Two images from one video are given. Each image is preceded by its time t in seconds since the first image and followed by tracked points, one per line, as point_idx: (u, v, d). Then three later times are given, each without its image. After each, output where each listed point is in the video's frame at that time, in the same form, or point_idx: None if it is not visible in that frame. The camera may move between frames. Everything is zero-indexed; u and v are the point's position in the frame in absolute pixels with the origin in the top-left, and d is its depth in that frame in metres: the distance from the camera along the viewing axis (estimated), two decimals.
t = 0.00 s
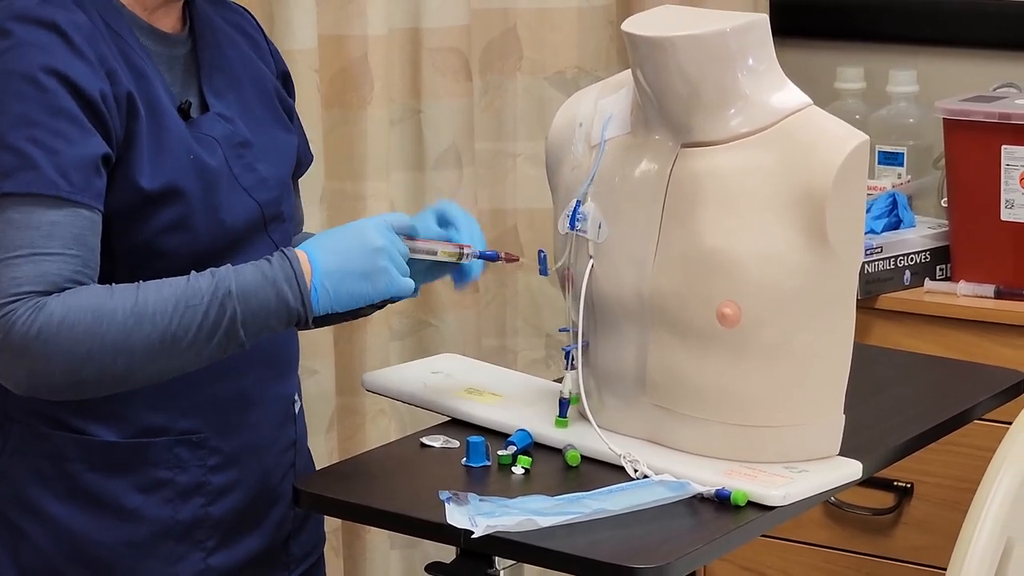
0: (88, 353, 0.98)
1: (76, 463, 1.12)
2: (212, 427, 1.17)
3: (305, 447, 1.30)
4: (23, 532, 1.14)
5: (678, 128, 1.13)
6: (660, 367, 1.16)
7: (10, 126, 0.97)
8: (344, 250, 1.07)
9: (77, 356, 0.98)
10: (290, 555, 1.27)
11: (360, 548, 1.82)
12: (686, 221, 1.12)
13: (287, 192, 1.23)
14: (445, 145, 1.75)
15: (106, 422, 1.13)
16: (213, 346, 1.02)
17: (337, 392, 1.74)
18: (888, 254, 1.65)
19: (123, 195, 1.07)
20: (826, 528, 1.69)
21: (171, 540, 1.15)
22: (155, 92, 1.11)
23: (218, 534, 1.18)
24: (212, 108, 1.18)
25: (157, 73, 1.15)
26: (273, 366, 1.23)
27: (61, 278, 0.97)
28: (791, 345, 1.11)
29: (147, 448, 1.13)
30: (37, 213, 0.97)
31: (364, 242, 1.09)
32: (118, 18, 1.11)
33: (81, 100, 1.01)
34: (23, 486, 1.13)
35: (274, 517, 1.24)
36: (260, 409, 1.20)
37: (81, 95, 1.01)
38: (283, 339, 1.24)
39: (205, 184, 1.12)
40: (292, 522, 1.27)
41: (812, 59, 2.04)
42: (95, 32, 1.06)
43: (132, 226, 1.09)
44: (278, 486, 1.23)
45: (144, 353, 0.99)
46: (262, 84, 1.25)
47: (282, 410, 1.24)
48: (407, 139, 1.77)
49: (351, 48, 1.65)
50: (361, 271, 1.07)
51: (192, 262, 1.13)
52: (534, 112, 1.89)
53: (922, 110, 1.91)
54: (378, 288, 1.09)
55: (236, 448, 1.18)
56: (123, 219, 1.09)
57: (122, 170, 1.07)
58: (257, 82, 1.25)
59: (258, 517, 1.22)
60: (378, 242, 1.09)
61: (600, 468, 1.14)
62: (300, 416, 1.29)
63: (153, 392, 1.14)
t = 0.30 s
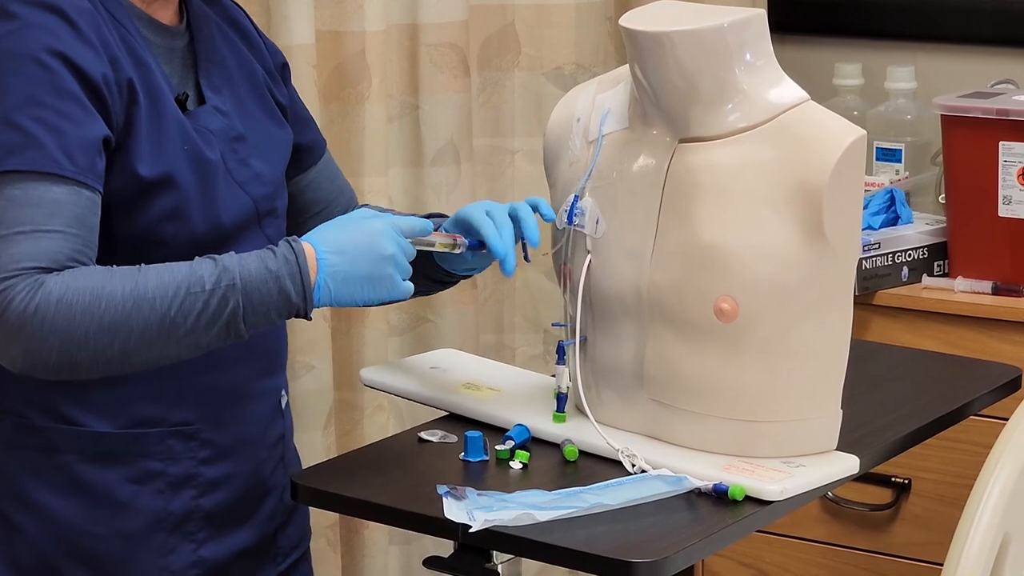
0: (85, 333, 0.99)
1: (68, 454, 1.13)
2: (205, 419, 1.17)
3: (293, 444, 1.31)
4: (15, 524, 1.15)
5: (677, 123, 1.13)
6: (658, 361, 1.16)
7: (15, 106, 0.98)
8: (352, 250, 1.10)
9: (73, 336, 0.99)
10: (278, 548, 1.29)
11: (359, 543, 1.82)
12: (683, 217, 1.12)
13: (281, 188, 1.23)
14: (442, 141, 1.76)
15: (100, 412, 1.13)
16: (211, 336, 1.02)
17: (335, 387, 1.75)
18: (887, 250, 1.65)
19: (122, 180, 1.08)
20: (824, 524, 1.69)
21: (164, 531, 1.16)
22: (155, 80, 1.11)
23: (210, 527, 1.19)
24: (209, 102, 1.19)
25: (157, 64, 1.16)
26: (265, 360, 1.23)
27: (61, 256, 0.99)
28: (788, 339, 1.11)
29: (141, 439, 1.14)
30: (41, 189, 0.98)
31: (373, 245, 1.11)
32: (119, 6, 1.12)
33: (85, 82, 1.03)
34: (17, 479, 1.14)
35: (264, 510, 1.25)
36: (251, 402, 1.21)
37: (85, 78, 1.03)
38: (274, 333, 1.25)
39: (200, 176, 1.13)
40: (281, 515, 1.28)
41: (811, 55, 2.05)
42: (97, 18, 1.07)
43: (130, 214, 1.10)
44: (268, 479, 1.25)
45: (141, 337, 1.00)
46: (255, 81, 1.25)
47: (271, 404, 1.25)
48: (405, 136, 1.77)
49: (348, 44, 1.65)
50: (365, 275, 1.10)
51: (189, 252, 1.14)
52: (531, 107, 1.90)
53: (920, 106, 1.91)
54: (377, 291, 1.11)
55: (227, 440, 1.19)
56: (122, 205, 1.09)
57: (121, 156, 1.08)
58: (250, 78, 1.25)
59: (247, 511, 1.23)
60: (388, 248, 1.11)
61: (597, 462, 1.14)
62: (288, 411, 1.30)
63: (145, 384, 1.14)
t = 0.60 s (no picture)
0: (86, 306, 0.99)
1: (55, 445, 1.14)
2: (195, 411, 1.18)
3: (290, 436, 1.31)
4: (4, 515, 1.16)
5: (676, 116, 1.13)
6: (657, 355, 1.16)
7: (5, 93, 0.99)
8: (360, 248, 1.09)
9: (74, 309, 0.99)
10: (272, 542, 1.29)
11: (358, 537, 1.82)
12: (682, 210, 1.12)
13: (274, 182, 1.23)
14: (441, 135, 1.76)
15: (85, 403, 1.14)
16: (213, 310, 1.02)
17: (333, 381, 1.75)
18: (886, 244, 1.65)
19: (112, 171, 1.09)
20: (822, 518, 1.70)
21: (151, 522, 1.17)
22: (145, 72, 1.12)
23: (197, 520, 1.20)
24: (200, 96, 1.19)
25: (149, 58, 1.16)
26: (257, 353, 1.24)
27: (59, 232, 1.00)
28: (785, 332, 1.11)
29: (127, 430, 1.14)
30: (36, 167, 0.99)
31: (382, 249, 1.10)
32: None
33: (74, 70, 1.04)
34: (6, 473, 1.16)
35: (255, 503, 1.25)
36: (240, 396, 1.21)
37: (74, 66, 1.04)
38: (267, 326, 1.25)
39: (188, 169, 1.13)
40: (274, 508, 1.28)
41: (810, 49, 2.05)
42: (86, 8, 1.08)
43: (120, 204, 1.11)
44: (259, 472, 1.25)
45: (142, 310, 1.00)
46: (249, 75, 1.25)
47: (264, 396, 1.25)
48: (402, 130, 1.77)
49: (347, 38, 1.65)
50: (368, 275, 1.09)
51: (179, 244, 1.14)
52: (531, 101, 1.90)
53: (919, 100, 1.91)
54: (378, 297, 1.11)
55: (217, 433, 1.20)
56: (113, 195, 1.11)
57: (110, 147, 1.09)
58: (244, 71, 1.25)
59: (238, 503, 1.23)
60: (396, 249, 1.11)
61: (596, 455, 1.14)
62: (282, 404, 1.30)
63: (134, 376, 1.14)
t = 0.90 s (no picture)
0: (116, 276, 0.99)
1: (56, 443, 1.14)
2: (195, 409, 1.18)
3: (288, 435, 1.31)
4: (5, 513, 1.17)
5: (674, 115, 1.13)
6: (655, 354, 1.16)
7: (12, 76, 0.99)
8: (385, 237, 1.10)
9: (104, 279, 0.98)
10: (272, 540, 1.29)
11: (356, 536, 1.82)
12: (681, 208, 1.12)
13: (273, 179, 1.24)
14: (440, 133, 1.76)
15: (86, 400, 1.14)
16: (242, 286, 1.03)
17: (332, 380, 1.75)
18: (884, 243, 1.65)
19: (113, 168, 1.10)
20: (821, 517, 1.69)
21: (151, 520, 1.17)
22: (145, 68, 1.12)
23: (198, 517, 1.20)
24: (198, 93, 1.19)
25: (147, 56, 1.16)
26: (257, 351, 1.24)
27: (83, 203, 0.99)
28: (784, 330, 1.11)
29: (126, 428, 1.14)
30: (56, 142, 0.99)
31: (405, 238, 1.11)
32: None
33: (81, 57, 1.05)
34: (7, 472, 1.16)
35: (254, 502, 1.25)
36: (238, 392, 1.22)
37: (81, 53, 1.05)
38: (267, 324, 1.25)
39: (186, 166, 1.14)
40: (274, 506, 1.28)
41: (810, 49, 2.05)
42: (88, 3, 1.08)
43: (121, 200, 1.11)
44: (259, 469, 1.25)
45: (173, 282, 1.00)
46: (247, 73, 1.25)
47: (262, 394, 1.25)
48: (401, 128, 1.77)
49: (346, 36, 1.65)
50: (394, 263, 1.09)
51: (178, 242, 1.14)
52: (531, 99, 1.91)
53: (918, 99, 1.91)
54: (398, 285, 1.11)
55: (217, 430, 1.20)
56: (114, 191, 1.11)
57: (111, 142, 1.09)
58: (242, 70, 1.25)
59: (238, 501, 1.23)
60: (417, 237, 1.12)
61: (594, 454, 1.14)
62: (282, 402, 1.31)
63: (136, 372, 1.15)
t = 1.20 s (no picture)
0: (120, 274, 0.99)
1: (62, 444, 1.14)
2: (200, 410, 1.18)
3: (292, 436, 1.31)
4: (11, 514, 1.17)
5: (673, 117, 1.13)
6: (655, 355, 1.16)
7: (18, 75, 0.99)
8: (380, 231, 1.09)
9: (108, 276, 0.98)
10: (277, 541, 1.29)
11: (354, 537, 1.82)
12: (680, 210, 1.12)
13: (277, 182, 1.24)
14: (439, 134, 1.76)
15: (93, 401, 1.14)
16: (245, 286, 1.03)
17: (331, 381, 1.75)
18: (883, 244, 1.65)
19: (120, 169, 1.10)
20: (820, 518, 1.70)
21: (158, 521, 1.17)
22: (152, 70, 1.12)
23: (204, 518, 1.20)
24: (204, 95, 1.19)
25: (153, 57, 1.16)
26: (261, 353, 1.24)
27: (88, 202, 0.99)
28: (784, 332, 1.11)
29: (132, 429, 1.15)
30: (61, 141, 0.99)
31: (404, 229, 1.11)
32: None
33: (88, 58, 1.05)
34: (12, 473, 1.16)
35: (259, 503, 1.26)
36: (244, 393, 1.22)
37: (87, 54, 1.05)
38: (270, 325, 1.26)
39: (192, 167, 1.14)
40: (279, 507, 1.29)
41: (808, 50, 2.05)
42: (96, 5, 1.09)
43: (127, 202, 1.11)
44: (264, 470, 1.25)
45: (176, 280, 1.00)
46: (251, 76, 1.25)
47: (266, 395, 1.25)
48: (400, 129, 1.76)
49: (345, 37, 1.65)
50: (394, 253, 1.09)
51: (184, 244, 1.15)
52: (530, 100, 1.90)
53: (916, 100, 1.91)
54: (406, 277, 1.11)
55: (222, 431, 1.20)
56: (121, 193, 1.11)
57: (118, 144, 1.09)
58: (247, 72, 1.25)
59: (243, 503, 1.24)
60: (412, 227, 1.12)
61: (594, 456, 1.14)
62: (287, 403, 1.31)
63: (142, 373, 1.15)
